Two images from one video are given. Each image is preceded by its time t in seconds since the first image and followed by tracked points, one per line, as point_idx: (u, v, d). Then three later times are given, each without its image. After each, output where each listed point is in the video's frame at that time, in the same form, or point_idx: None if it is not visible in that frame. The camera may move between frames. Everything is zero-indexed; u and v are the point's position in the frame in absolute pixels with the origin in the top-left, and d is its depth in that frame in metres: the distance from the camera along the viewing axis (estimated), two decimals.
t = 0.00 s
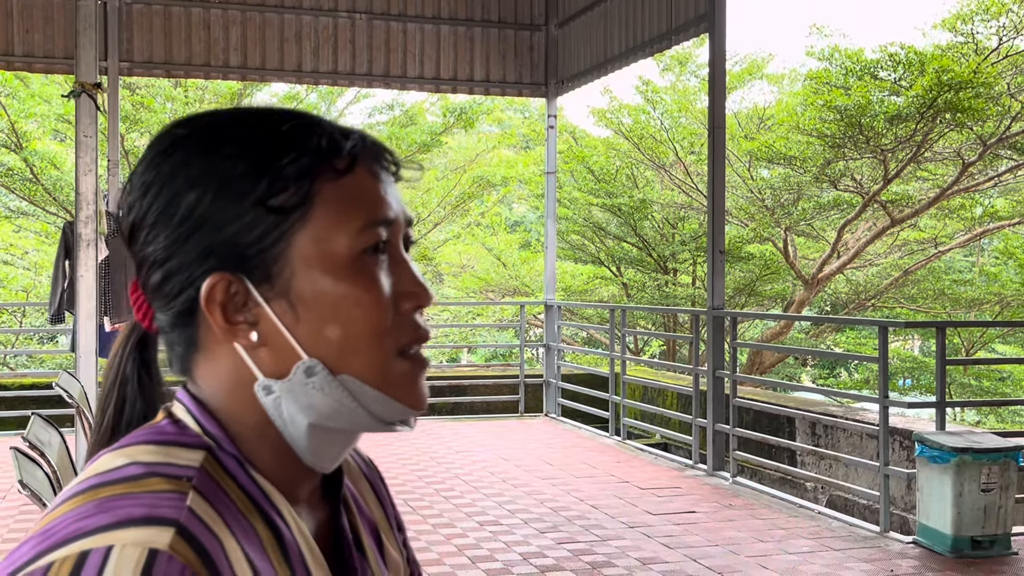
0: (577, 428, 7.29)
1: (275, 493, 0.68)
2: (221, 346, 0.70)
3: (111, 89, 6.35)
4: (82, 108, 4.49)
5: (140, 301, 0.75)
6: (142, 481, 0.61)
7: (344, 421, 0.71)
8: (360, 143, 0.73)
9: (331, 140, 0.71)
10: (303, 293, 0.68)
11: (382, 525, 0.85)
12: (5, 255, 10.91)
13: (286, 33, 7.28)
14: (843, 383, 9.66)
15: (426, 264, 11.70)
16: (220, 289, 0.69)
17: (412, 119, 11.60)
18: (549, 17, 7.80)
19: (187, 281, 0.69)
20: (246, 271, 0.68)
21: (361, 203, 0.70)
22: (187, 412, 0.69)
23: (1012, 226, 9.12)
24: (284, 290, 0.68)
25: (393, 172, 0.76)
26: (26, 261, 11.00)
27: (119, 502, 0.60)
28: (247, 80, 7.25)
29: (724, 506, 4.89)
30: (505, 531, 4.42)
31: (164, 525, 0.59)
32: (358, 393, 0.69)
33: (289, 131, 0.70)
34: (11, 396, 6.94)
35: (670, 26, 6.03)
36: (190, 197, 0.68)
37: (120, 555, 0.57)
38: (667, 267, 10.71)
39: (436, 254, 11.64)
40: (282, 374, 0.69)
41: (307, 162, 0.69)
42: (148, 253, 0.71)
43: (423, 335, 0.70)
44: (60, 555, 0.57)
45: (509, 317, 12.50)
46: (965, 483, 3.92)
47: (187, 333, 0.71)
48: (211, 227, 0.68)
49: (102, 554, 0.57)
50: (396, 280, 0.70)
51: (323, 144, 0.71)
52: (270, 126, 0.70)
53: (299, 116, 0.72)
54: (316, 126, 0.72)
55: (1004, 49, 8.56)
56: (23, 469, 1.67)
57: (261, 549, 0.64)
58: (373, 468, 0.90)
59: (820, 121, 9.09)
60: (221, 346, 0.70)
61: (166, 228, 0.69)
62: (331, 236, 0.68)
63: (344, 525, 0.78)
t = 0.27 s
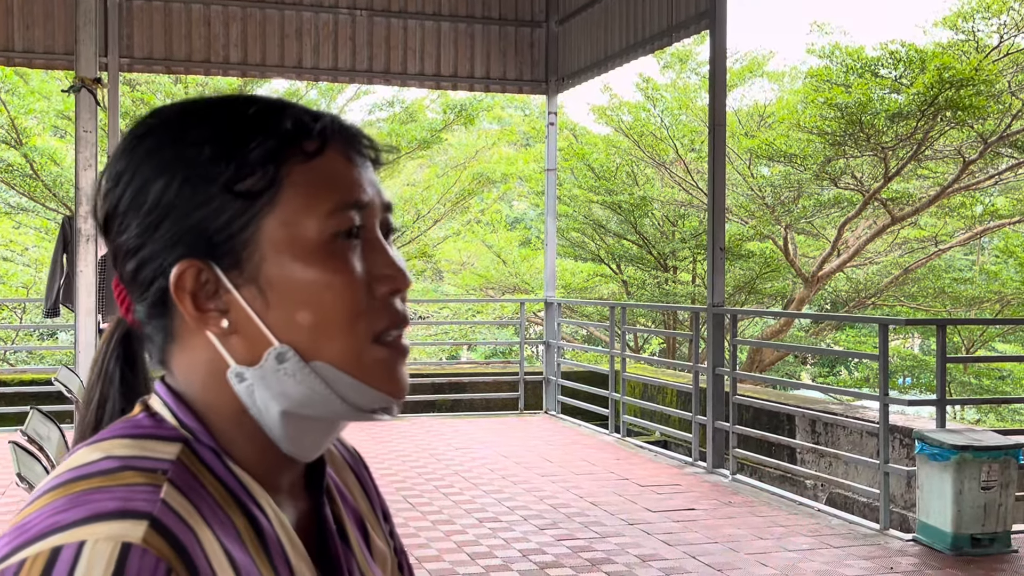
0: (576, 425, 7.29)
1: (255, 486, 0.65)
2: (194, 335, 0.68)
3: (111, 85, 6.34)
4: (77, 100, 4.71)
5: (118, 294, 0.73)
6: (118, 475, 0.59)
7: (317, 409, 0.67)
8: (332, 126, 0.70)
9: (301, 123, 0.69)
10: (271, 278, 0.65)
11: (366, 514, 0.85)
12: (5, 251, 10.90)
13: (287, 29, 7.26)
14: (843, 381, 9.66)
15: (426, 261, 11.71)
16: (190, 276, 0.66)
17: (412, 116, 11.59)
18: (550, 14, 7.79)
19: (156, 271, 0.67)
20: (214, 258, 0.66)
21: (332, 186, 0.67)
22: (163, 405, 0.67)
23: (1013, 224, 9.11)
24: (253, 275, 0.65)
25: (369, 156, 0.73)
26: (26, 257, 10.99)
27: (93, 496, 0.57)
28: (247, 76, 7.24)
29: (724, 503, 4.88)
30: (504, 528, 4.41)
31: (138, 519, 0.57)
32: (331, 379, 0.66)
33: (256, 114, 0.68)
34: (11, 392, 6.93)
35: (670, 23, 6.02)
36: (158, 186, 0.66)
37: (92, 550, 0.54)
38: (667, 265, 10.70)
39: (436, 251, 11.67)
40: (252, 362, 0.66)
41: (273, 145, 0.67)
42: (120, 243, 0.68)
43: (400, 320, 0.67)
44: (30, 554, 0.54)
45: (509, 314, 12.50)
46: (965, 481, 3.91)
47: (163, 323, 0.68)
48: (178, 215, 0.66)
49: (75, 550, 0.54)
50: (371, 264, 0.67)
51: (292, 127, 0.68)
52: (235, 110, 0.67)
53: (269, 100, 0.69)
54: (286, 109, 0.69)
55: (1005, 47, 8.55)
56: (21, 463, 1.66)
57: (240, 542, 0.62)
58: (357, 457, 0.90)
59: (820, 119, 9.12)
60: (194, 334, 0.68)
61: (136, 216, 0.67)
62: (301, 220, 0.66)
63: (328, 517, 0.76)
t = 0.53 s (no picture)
0: (577, 422, 7.29)
1: (233, 473, 0.65)
2: (150, 324, 0.67)
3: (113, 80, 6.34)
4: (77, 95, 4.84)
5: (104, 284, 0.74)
6: (91, 465, 0.59)
7: (253, 398, 0.64)
8: (271, 104, 0.67)
9: (237, 103, 0.66)
10: (198, 263, 0.63)
11: (352, 506, 0.84)
12: (7, 247, 10.90)
13: (289, 26, 7.27)
14: (844, 379, 9.66)
15: (427, 258, 11.72)
16: (133, 265, 0.65)
17: (414, 113, 11.59)
18: (552, 11, 7.78)
19: (107, 261, 0.67)
20: (151, 246, 0.65)
21: (265, 166, 0.65)
22: (138, 395, 0.66)
23: (1014, 223, 9.11)
24: (184, 263, 0.64)
25: (325, 130, 0.69)
26: (28, 253, 10.99)
27: (67, 486, 0.57)
28: (250, 73, 7.24)
29: (724, 500, 4.88)
30: (504, 524, 4.41)
31: (111, 508, 0.57)
32: (263, 366, 0.63)
33: (186, 99, 0.66)
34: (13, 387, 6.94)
35: (672, 20, 6.01)
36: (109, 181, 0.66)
37: (65, 540, 0.54)
38: (668, 262, 10.69)
39: (438, 248, 11.70)
40: (192, 348, 0.65)
41: (199, 129, 0.65)
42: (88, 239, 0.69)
43: (336, 302, 0.62)
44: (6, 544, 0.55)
45: (510, 311, 12.51)
46: (966, 479, 3.91)
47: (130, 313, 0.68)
48: (117, 207, 0.66)
49: (48, 539, 0.54)
50: (304, 246, 0.63)
51: (226, 109, 0.66)
52: (168, 98, 0.66)
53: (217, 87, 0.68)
54: (227, 90, 0.67)
55: (1008, 45, 8.54)
56: (21, 457, 1.66)
57: (218, 530, 0.61)
58: (340, 446, 0.89)
59: (823, 116, 9.14)
60: (149, 324, 0.67)
61: (95, 212, 0.67)
62: (225, 203, 0.63)
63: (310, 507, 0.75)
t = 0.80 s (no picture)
0: (579, 421, 7.28)
1: (213, 473, 0.66)
2: (122, 329, 0.69)
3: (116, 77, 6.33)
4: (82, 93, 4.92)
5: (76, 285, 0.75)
6: (68, 468, 0.60)
7: (228, 406, 0.67)
8: (233, 105, 0.68)
9: (195, 107, 0.67)
10: (167, 272, 0.65)
11: (337, 504, 0.88)
12: (9, 244, 10.88)
13: (291, 23, 7.27)
14: (846, 378, 9.64)
15: (429, 256, 11.74)
16: (102, 273, 0.67)
17: (416, 111, 11.59)
18: (554, 9, 7.77)
19: (78, 267, 0.68)
20: (118, 254, 0.66)
21: (229, 171, 0.66)
22: (117, 399, 0.68)
23: (1017, 222, 9.09)
24: (152, 270, 0.65)
25: (289, 129, 0.70)
26: (29, 250, 10.98)
27: (44, 489, 0.58)
28: (252, 70, 7.24)
29: (726, 499, 4.88)
30: (506, 523, 4.41)
31: (89, 509, 0.58)
32: (236, 373, 0.65)
33: (148, 103, 0.67)
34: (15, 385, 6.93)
35: (675, 18, 6.01)
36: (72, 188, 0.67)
37: (43, 542, 0.55)
38: (670, 261, 10.68)
39: (439, 246, 11.70)
40: (165, 356, 0.67)
41: (161, 134, 0.65)
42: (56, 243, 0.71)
43: (305, 308, 0.65)
44: None
45: (512, 310, 12.50)
46: (968, 478, 3.91)
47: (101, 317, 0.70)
48: (84, 213, 0.67)
49: (26, 543, 0.55)
50: (272, 251, 0.65)
51: (183, 113, 0.66)
52: (130, 102, 0.67)
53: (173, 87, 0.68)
54: (183, 93, 0.67)
55: (1011, 44, 8.53)
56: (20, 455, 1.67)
57: (198, 529, 0.63)
58: (329, 447, 0.93)
59: (826, 115, 9.15)
60: (121, 329, 0.69)
61: (62, 218, 0.68)
62: (192, 211, 0.65)
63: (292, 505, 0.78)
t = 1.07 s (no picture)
0: (581, 420, 7.28)
1: (194, 472, 0.66)
2: (99, 330, 0.68)
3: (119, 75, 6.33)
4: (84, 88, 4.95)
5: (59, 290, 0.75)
6: (48, 470, 0.60)
7: (208, 402, 0.66)
8: (204, 101, 0.67)
9: (165, 104, 0.66)
10: (141, 271, 0.64)
11: (325, 500, 0.88)
12: (11, 242, 10.88)
13: (294, 21, 7.27)
14: (848, 378, 9.63)
15: (431, 255, 11.73)
16: (78, 274, 0.66)
17: (418, 110, 11.59)
18: (557, 8, 7.76)
19: (55, 269, 0.68)
20: (93, 254, 0.65)
21: (203, 167, 0.65)
22: (97, 400, 0.68)
23: (1020, 222, 9.07)
24: (125, 269, 0.64)
25: (262, 123, 0.68)
26: (32, 248, 10.98)
27: (23, 493, 0.58)
28: (254, 69, 7.24)
29: (727, 499, 4.88)
30: (508, 522, 4.41)
31: (68, 511, 0.57)
32: (215, 371, 0.64)
33: (118, 102, 0.66)
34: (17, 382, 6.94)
35: (678, 17, 6.00)
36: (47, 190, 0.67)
37: (22, 547, 0.55)
38: (672, 260, 10.67)
39: (441, 245, 11.69)
40: (142, 355, 0.66)
41: (132, 132, 0.65)
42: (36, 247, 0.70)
43: (284, 304, 0.63)
44: None
45: (514, 308, 12.50)
46: (971, 478, 3.90)
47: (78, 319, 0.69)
48: (58, 214, 0.67)
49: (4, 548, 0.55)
50: (248, 248, 0.64)
51: (154, 110, 0.66)
52: (101, 102, 0.67)
53: (143, 86, 0.68)
54: (153, 91, 0.67)
55: (1014, 43, 8.52)
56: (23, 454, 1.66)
57: (180, 528, 0.63)
58: (316, 444, 0.93)
59: (828, 115, 9.17)
60: (99, 330, 0.68)
61: (39, 221, 0.68)
62: (166, 208, 0.64)
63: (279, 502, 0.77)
